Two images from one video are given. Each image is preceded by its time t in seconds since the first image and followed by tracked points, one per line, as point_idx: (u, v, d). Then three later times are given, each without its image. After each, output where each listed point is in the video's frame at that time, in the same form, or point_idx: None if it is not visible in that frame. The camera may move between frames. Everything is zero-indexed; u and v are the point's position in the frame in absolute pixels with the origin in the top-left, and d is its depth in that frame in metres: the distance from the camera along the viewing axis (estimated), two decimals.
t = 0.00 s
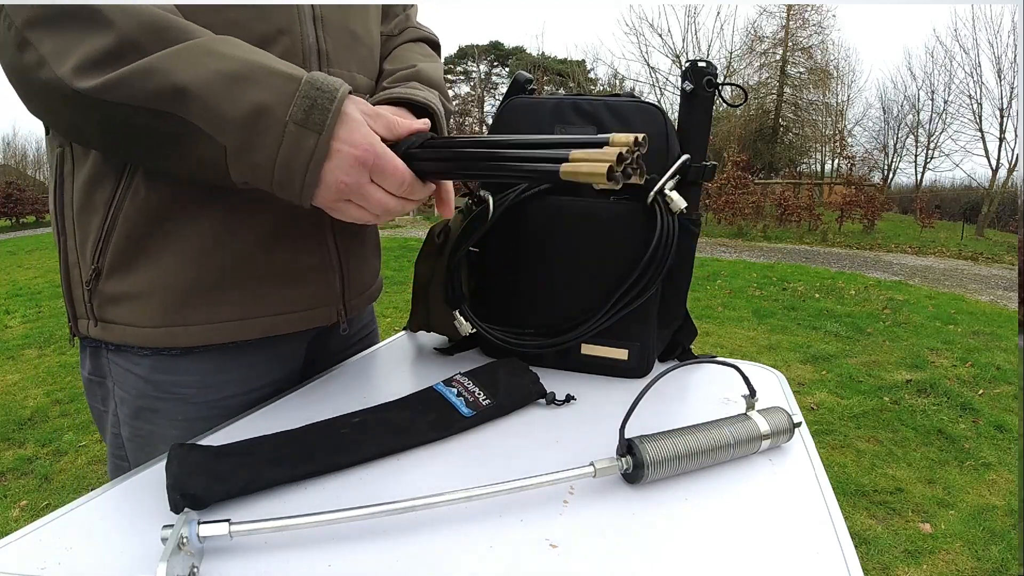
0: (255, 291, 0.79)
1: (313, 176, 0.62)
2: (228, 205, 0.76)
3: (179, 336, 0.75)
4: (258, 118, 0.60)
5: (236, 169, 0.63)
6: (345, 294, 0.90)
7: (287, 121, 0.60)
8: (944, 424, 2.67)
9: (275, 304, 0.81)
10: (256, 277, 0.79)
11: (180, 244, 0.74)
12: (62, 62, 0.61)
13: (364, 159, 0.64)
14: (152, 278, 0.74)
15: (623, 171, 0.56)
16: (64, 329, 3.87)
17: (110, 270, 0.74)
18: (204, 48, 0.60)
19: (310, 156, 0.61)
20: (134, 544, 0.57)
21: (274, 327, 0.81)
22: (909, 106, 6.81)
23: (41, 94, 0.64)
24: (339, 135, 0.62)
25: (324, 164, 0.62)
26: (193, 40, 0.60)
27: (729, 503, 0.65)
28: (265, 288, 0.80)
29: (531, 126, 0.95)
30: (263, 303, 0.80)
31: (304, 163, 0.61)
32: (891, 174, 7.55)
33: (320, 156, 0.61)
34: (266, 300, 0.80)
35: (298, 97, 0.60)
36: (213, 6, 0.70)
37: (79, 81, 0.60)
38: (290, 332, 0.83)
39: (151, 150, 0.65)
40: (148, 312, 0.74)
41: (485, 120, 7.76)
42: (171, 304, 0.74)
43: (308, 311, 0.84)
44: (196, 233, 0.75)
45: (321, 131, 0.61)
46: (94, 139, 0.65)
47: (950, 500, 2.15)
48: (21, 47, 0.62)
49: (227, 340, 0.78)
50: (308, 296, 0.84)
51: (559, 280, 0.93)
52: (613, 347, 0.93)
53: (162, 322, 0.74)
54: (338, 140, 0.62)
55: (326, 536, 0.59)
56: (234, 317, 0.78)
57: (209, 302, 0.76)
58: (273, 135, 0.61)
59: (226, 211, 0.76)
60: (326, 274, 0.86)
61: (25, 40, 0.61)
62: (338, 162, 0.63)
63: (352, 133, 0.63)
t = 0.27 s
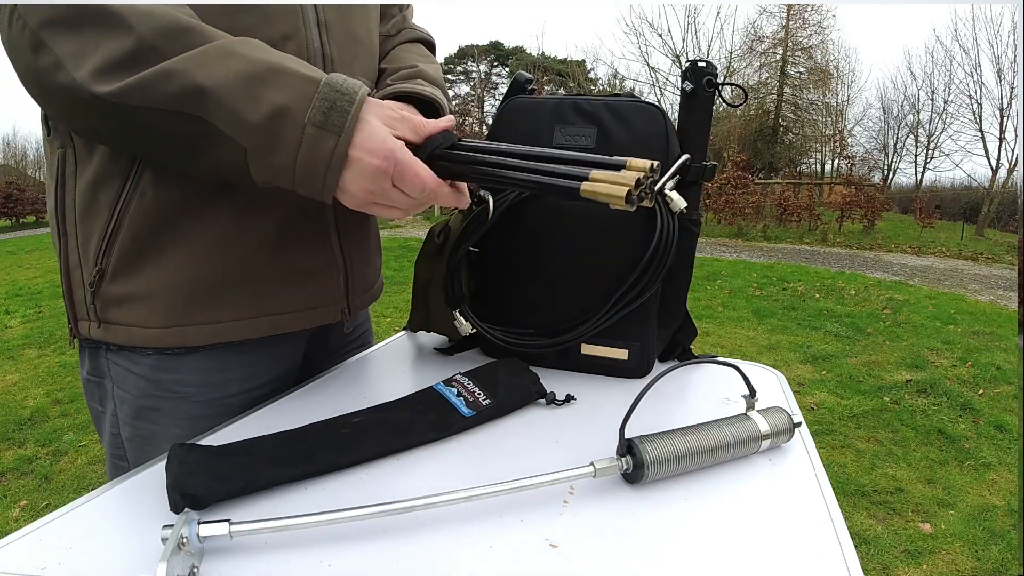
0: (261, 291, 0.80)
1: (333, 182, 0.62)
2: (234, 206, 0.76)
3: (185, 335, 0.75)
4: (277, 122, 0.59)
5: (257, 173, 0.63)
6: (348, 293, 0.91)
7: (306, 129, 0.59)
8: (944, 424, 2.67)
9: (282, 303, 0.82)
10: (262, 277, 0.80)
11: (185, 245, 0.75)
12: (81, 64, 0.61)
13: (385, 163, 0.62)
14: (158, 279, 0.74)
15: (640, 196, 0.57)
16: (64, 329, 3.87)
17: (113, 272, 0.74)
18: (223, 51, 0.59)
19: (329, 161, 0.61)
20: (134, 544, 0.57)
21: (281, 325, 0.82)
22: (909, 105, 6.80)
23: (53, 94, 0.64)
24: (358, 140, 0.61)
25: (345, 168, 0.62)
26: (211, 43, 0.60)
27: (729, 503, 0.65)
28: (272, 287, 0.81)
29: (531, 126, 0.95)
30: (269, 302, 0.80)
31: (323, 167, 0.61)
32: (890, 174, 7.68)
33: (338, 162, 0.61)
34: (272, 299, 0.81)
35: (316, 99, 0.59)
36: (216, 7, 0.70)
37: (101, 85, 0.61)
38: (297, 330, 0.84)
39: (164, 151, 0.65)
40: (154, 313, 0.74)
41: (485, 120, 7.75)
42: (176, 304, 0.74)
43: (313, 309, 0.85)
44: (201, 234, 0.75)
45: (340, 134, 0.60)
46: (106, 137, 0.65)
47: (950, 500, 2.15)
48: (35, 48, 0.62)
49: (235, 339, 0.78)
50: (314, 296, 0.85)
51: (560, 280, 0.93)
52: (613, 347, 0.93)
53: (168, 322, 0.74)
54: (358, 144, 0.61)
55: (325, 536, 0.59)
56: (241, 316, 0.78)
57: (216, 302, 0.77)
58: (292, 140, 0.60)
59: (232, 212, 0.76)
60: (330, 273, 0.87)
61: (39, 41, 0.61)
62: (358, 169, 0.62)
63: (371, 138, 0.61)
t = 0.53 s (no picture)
0: (262, 289, 0.80)
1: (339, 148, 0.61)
2: (234, 206, 0.76)
3: (187, 335, 0.75)
4: (285, 94, 0.59)
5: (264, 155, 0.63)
6: (346, 292, 0.92)
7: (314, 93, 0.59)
8: (944, 424, 2.67)
9: (283, 302, 0.82)
10: (263, 275, 0.80)
11: (186, 245, 0.75)
12: (95, 49, 0.60)
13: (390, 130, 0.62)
14: (159, 278, 0.74)
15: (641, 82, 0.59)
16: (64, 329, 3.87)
17: (114, 271, 0.73)
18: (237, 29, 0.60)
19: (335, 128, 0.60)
20: (134, 544, 0.57)
21: (283, 325, 0.82)
22: (908, 105, 6.80)
23: (61, 84, 0.63)
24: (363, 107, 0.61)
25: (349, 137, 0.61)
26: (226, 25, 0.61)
27: (729, 504, 0.65)
28: (273, 287, 0.81)
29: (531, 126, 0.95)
30: (270, 301, 0.81)
31: (331, 135, 0.60)
32: (890, 174, 7.72)
33: (345, 129, 0.60)
34: (273, 298, 0.81)
35: (327, 74, 0.60)
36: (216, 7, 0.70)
37: (114, 67, 0.60)
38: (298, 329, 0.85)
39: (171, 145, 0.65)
40: (156, 312, 0.74)
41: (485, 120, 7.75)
42: (178, 304, 0.74)
43: (313, 309, 0.86)
44: (202, 233, 0.75)
45: (348, 104, 0.60)
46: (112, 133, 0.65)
47: (950, 500, 2.15)
48: (45, 33, 0.61)
49: (237, 339, 0.79)
50: (313, 295, 0.86)
51: (562, 279, 0.93)
52: (613, 347, 0.93)
53: (170, 321, 0.74)
54: (363, 114, 0.61)
55: (326, 536, 0.59)
56: (242, 315, 0.78)
57: (217, 301, 0.77)
58: (300, 109, 0.60)
59: (233, 211, 0.76)
60: (329, 272, 0.88)
61: (50, 27, 0.61)
62: (363, 135, 0.61)
63: (379, 106, 0.62)
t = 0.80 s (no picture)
0: (263, 288, 0.80)
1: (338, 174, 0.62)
2: (235, 204, 0.76)
3: (187, 334, 0.75)
4: (280, 111, 0.59)
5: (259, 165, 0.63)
6: (347, 290, 0.91)
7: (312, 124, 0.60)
8: (944, 424, 2.67)
9: (284, 300, 0.82)
10: (263, 274, 0.80)
11: (187, 244, 0.75)
12: (81, 61, 0.61)
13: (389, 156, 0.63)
14: (160, 277, 0.74)
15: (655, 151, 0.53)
16: (64, 329, 3.87)
17: (114, 270, 0.73)
18: (227, 41, 0.60)
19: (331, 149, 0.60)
20: (133, 544, 0.57)
21: (283, 324, 0.83)
22: (909, 105, 6.81)
23: (55, 89, 0.63)
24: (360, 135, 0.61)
25: (352, 163, 0.62)
26: (215, 35, 0.60)
27: (729, 503, 0.65)
28: (273, 286, 0.81)
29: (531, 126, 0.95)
30: (270, 299, 0.81)
31: (326, 155, 0.60)
32: (890, 174, 7.73)
33: (342, 152, 0.61)
34: (274, 295, 0.81)
35: (319, 88, 0.59)
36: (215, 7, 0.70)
37: (102, 80, 0.60)
38: (298, 327, 0.85)
39: (170, 145, 0.65)
40: (156, 312, 0.74)
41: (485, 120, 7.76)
42: (179, 303, 0.74)
43: (313, 307, 0.86)
44: (203, 232, 0.75)
45: (343, 123, 0.60)
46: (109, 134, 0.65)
47: (950, 500, 2.15)
48: (36, 44, 0.61)
49: (238, 338, 0.79)
50: (314, 292, 0.86)
51: (563, 280, 0.93)
52: (613, 347, 0.93)
53: (171, 320, 0.74)
54: (364, 140, 0.61)
55: (325, 536, 0.59)
56: (243, 314, 0.79)
57: (218, 300, 0.77)
58: (295, 131, 0.60)
59: (234, 210, 0.76)
60: (330, 269, 0.88)
61: (41, 37, 0.61)
62: (367, 163, 0.63)
63: (376, 131, 0.62)
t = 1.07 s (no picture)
0: (265, 286, 0.80)
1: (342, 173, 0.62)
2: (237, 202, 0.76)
3: (190, 332, 0.75)
4: (285, 110, 0.59)
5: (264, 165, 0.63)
6: (349, 286, 0.92)
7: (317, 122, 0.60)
8: (944, 424, 2.67)
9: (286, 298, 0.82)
10: (266, 271, 0.80)
11: (190, 242, 0.75)
12: (83, 55, 0.61)
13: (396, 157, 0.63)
14: (163, 275, 0.74)
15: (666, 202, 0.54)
16: (64, 329, 3.87)
17: (117, 269, 0.73)
18: (228, 39, 0.60)
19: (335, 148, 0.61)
20: (133, 544, 0.57)
21: (286, 321, 0.83)
22: (909, 105, 6.80)
23: (56, 86, 0.63)
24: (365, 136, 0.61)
25: (358, 163, 0.63)
26: (217, 32, 0.60)
27: (729, 503, 0.65)
28: (275, 284, 0.81)
29: (531, 126, 0.95)
30: (273, 297, 0.81)
31: (329, 155, 0.60)
32: (890, 174, 7.74)
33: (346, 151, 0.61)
34: (277, 293, 0.81)
35: (323, 88, 0.60)
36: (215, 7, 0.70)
37: (104, 74, 0.60)
38: (301, 324, 0.85)
39: (172, 143, 0.65)
40: (159, 310, 0.74)
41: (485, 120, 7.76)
42: (183, 302, 0.75)
43: (316, 304, 0.86)
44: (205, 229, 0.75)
45: (348, 122, 0.60)
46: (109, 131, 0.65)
47: (950, 500, 2.15)
48: (38, 39, 0.61)
49: (242, 335, 0.79)
50: (317, 289, 0.86)
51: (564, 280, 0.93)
52: (613, 347, 0.93)
53: (174, 319, 0.74)
54: (369, 140, 0.62)
55: (325, 536, 0.59)
56: (246, 311, 0.79)
57: (220, 298, 0.77)
58: (300, 129, 0.60)
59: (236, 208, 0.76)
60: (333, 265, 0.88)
61: (43, 33, 0.61)
62: (374, 163, 0.63)
63: (380, 129, 0.62)
